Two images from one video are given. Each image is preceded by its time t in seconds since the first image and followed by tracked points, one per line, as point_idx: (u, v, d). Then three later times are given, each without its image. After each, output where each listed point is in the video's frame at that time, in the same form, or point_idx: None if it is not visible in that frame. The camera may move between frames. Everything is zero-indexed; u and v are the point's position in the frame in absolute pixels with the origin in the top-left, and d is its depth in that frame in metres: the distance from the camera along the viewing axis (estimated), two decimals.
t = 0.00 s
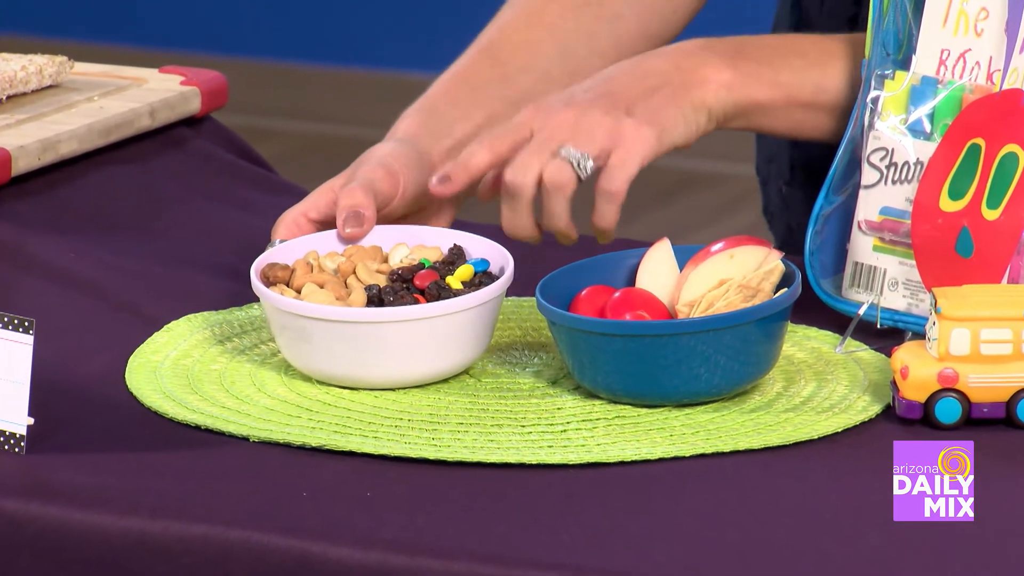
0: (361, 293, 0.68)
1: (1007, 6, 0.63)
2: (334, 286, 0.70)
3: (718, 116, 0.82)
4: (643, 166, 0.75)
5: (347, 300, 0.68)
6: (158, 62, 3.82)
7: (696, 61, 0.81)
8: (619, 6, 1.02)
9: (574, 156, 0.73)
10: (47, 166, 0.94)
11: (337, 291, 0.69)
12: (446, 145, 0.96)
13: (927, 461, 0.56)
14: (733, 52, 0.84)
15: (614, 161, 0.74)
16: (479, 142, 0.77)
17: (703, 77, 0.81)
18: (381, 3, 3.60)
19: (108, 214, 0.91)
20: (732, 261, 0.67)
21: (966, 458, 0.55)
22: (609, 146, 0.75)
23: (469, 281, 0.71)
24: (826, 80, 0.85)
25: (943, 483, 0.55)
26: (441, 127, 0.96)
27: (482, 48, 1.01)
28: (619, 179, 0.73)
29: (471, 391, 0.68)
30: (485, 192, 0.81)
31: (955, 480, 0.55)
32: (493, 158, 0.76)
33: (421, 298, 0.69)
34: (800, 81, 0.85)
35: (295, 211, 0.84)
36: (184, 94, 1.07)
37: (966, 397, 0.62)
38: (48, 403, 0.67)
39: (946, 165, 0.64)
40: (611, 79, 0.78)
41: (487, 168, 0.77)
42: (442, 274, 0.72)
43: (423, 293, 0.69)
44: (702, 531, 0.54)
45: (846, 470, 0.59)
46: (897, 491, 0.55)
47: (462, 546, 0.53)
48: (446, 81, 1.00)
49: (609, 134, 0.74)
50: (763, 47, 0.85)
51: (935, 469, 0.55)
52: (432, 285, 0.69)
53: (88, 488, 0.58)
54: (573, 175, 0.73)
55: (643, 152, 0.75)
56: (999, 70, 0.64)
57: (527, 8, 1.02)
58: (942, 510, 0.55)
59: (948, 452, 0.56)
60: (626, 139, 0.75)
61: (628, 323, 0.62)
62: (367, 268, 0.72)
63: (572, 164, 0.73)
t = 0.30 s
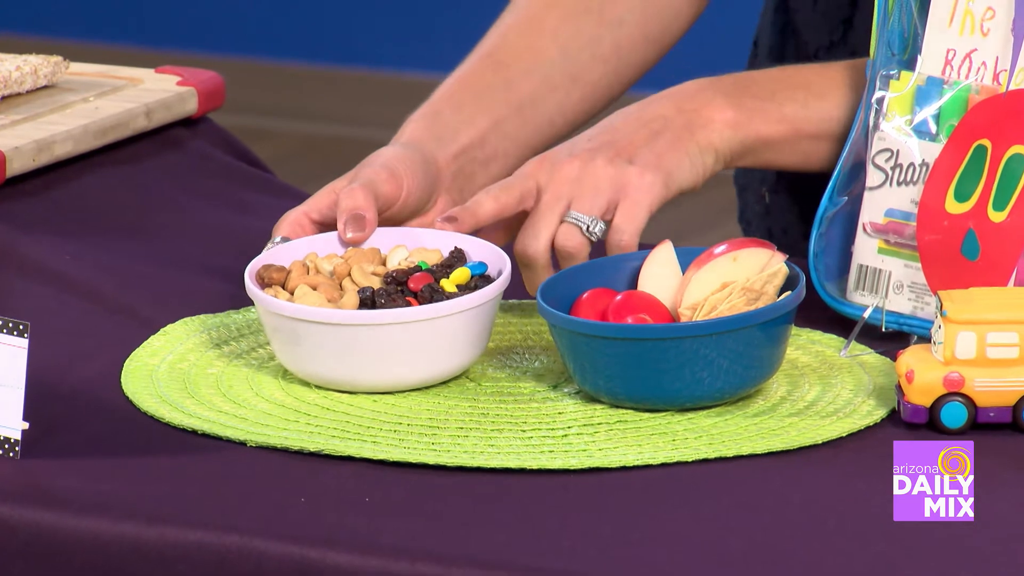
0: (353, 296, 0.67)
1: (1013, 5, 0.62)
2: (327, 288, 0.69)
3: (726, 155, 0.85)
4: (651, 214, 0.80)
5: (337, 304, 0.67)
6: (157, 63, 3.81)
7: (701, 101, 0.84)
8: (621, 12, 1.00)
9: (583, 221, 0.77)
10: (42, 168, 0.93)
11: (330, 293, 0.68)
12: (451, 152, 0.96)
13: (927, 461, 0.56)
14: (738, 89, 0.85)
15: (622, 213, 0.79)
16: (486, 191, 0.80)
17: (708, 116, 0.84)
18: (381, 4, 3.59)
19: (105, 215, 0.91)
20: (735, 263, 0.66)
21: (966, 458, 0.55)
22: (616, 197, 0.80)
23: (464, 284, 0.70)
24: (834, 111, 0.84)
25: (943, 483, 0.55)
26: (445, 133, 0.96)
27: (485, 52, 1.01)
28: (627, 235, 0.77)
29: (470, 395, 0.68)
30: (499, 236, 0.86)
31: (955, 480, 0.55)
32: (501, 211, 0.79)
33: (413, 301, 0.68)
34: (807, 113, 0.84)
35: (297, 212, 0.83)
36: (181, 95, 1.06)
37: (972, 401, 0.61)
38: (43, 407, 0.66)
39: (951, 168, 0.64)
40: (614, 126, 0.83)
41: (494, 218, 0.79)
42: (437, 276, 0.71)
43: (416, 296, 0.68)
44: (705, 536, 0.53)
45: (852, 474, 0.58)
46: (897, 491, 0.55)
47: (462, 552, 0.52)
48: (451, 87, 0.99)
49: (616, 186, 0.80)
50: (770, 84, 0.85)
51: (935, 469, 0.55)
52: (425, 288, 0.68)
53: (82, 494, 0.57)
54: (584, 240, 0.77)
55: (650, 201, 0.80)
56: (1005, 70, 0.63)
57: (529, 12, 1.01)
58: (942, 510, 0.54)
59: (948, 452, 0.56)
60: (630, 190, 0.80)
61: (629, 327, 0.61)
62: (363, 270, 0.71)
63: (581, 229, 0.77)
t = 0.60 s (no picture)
0: (349, 298, 0.67)
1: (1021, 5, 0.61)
2: (322, 291, 0.68)
3: (730, 158, 0.84)
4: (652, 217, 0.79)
5: (333, 307, 0.66)
6: (156, 63, 3.81)
7: (705, 103, 0.84)
8: (623, 13, 0.99)
9: (583, 221, 0.76)
10: (36, 169, 0.93)
11: (324, 297, 0.68)
12: (447, 159, 0.95)
13: (927, 461, 0.55)
14: (744, 91, 0.84)
15: (623, 215, 0.78)
16: (485, 188, 0.79)
17: (713, 118, 0.83)
18: (381, 5, 3.58)
19: (99, 219, 0.90)
20: (738, 266, 0.65)
21: (966, 458, 0.54)
22: (617, 198, 0.80)
23: (460, 284, 0.69)
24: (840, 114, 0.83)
25: (943, 483, 0.54)
26: (442, 141, 0.95)
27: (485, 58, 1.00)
28: (628, 238, 0.77)
29: (470, 399, 0.67)
30: (495, 234, 0.85)
31: (955, 480, 0.54)
32: (499, 207, 0.78)
33: (410, 302, 0.67)
34: (812, 115, 0.84)
35: (288, 222, 0.82)
36: (176, 96, 1.05)
37: (979, 406, 0.60)
38: (36, 412, 0.65)
39: (958, 169, 0.63)
40: (617, 126, 0.82)
41: (492, 216, 0.79)
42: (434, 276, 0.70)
43: (412, 296, 0.67)
44: (708, 543, 0.52)
45: (857, 480, 0.58)
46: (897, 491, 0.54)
47: (461, 558, 0.51)
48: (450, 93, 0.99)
49: (618, 185, 0.79)
50: (777, 85, 0.85)
51: (935, 469, 0.54)
52: (421, 289, 0.67)
53: (76, 499, 0.56)
54: (583, 241, 0.77)
55: (651, 203, 0.79)
56: (1012, 71, 0.62)
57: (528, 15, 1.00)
58: (942, 510, 0.54)
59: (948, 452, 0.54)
60: (632, 191, 0.79)
61: (631, 330, 0.60)
62: (357, 271, 0.70)
63: (581, 229, 0.76)
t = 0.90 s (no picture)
0: (346, 301, 0.66)
1: None
2: (319, 293, 0.67)
3: (736, 163, 0.83)
4: (656, 223, 0.78)
5: (331, 309, 0.66)
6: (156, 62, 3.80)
7: (712, 106, 0.83)
8: (629, 8, 0.98)
9: (586, 229, 0.76)
10: (31, 170, 0.92)
11: (322, 299, 0.67)
12: (451, 163, 0.94)
13: (927, 461, 0.53)
14: (749, 94, 0.84)
15: (626, 222, 0.77)
16: (489, 192, 0.79)
17: (720, 122, 0.82)
18: (381, 4, 3.57)
19: (95, 220, 0.89)
20: (743, 268, 0.64)
21: (966, 458, 0.53)
22: (621, 205, 0.79)
23: (460, 287, 0.69)
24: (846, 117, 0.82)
25: (943, 483, 0.53)
26: (445, 145, 0.94)
27: (489, 58, 0.99)
28: (631, 245, 0.76)
29: (471, 403, 0.66)
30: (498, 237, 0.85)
31: (955, 480, 0.53)
32: (501, 210, 0.78)
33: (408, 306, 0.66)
34: (817, 116, 0.83)
35: (289, 224, 0.81)
36: (173, 95, 1.05)
37: (986, 410, 0.59)
38: (30, 416, 0.64)
39: (965, 170, 0.62)
40: (622, 130, 0.82)
41: (495, 220, 0.78)
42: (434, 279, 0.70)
43: (411, 300, 0.67)
44: (711, 548, 0.51)
45: (863, 485, 0.57)
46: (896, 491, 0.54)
47: (460, 564, 0.50)
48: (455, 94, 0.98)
49: (623, 190, 0.79)
50: (782, 88, 0.84)
51: (935, 469, 0.53)
52: (419, 292, 0.66)
53: (69, 504, 0.55)
54: (586, 248, 0.76)
55: (656, 210, 0.78)
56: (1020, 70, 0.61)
57: (531, 14, 0.99)
58: (942, 510, 0.53)
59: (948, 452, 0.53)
60: (636, 198, 0.78)
61: (633, 333, 0.59)
62: (356, 272, 0.69)
63: (584, 237, 0.76)
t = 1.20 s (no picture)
0: (349, 303, 0.65)
1: None
2: (321, 296, 0.66)
3: (739, 150, 0.82)
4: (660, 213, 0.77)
5: (333, 313, 0.65)
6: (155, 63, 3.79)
7: (715, 93, 0.82)
8: (634, 1, 0.97)
9: (588, 217, 0.75)
10: (24, 171, 0.91)
11: (324, 301, 0.66)
12: (451, 163, 0.93)
13: (927, 461, 0.53)
14: (753, 81, 0.83)
15: (628, 210, 0.76)
16: (489, 184, 0.77)
17: (723, 110, 0.81)
18: (381, 4, 3.56)
19: (90, 221, 0.88)
20: (746, 270, 0.64)
21: (966, 458, 0.53)
22: (624, 193, 0.77)
23: (464, 289, 0.68)
24: (851, 106, 0.81)
25: (943, 483, 0.53)
26: (445, 145, 0.93)
27: (490, 56, 0.98)
28: (634, 234, 0.75)
29: (471, 407, 0.65)
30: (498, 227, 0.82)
31: (955, 480, 0.53)
32: (502, 203, 0.77)
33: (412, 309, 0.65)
34: (820, 116, 0.82)
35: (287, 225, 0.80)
36: (168, 95, 1.04)
37: (994, 413, 0.59)
38: (23, 420, 0.63)
39: (972, 171, 0.61)
40: (624, 117, 0.81)
41: (496, 213, 0.77)
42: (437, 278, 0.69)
43: (415, 303, 0.66)
44: (715, 553, 0.51)
45: (869, 489, 0.56)
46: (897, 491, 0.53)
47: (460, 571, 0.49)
48: (455, 92, 0.97)
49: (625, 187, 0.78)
50: (785, 83, 0.83)
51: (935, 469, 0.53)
52: (423, 295, 0.66)
53: (62, 509, 0.55)
54: (588, 237, 0.75)
55: (658, 198, 0.77)
56: None
57: (534, 9, 0.98)
58: (942, 510, 0.53)
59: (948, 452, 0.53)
60: (639, 185, 0.77)
61: (635, 336, 0.59)
62: (358, 274, 0.68)
63: (586, 225, 0.75)
